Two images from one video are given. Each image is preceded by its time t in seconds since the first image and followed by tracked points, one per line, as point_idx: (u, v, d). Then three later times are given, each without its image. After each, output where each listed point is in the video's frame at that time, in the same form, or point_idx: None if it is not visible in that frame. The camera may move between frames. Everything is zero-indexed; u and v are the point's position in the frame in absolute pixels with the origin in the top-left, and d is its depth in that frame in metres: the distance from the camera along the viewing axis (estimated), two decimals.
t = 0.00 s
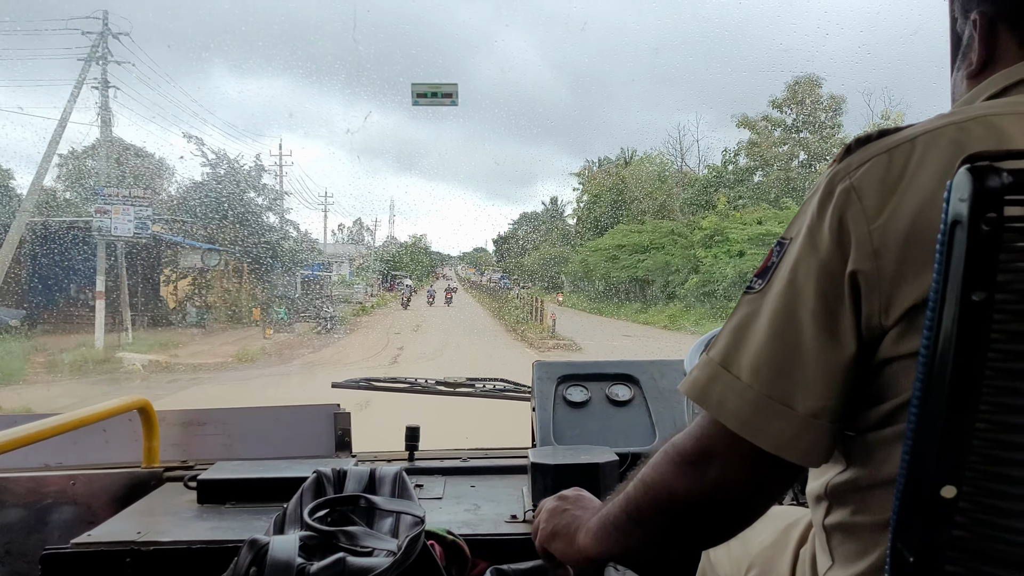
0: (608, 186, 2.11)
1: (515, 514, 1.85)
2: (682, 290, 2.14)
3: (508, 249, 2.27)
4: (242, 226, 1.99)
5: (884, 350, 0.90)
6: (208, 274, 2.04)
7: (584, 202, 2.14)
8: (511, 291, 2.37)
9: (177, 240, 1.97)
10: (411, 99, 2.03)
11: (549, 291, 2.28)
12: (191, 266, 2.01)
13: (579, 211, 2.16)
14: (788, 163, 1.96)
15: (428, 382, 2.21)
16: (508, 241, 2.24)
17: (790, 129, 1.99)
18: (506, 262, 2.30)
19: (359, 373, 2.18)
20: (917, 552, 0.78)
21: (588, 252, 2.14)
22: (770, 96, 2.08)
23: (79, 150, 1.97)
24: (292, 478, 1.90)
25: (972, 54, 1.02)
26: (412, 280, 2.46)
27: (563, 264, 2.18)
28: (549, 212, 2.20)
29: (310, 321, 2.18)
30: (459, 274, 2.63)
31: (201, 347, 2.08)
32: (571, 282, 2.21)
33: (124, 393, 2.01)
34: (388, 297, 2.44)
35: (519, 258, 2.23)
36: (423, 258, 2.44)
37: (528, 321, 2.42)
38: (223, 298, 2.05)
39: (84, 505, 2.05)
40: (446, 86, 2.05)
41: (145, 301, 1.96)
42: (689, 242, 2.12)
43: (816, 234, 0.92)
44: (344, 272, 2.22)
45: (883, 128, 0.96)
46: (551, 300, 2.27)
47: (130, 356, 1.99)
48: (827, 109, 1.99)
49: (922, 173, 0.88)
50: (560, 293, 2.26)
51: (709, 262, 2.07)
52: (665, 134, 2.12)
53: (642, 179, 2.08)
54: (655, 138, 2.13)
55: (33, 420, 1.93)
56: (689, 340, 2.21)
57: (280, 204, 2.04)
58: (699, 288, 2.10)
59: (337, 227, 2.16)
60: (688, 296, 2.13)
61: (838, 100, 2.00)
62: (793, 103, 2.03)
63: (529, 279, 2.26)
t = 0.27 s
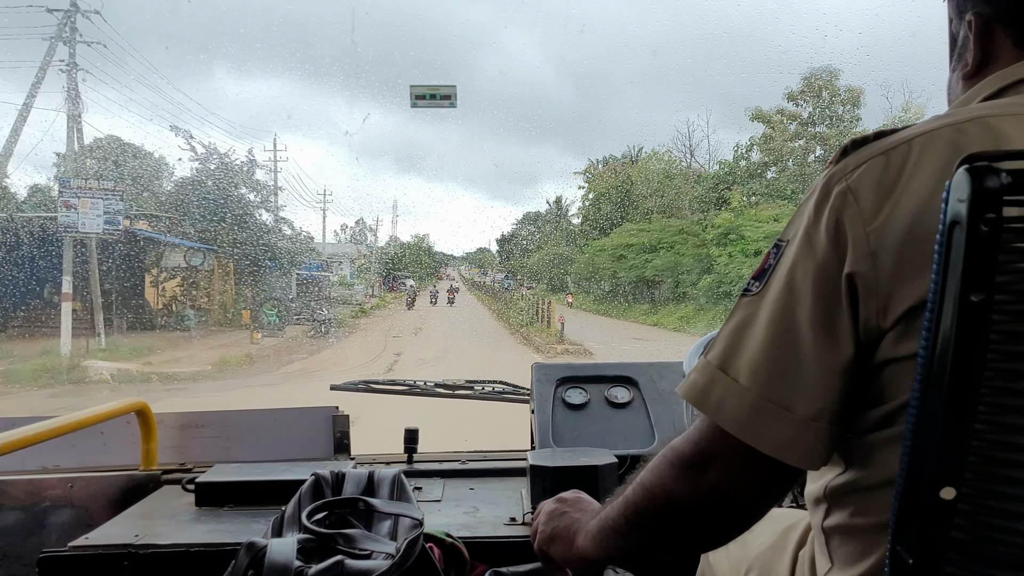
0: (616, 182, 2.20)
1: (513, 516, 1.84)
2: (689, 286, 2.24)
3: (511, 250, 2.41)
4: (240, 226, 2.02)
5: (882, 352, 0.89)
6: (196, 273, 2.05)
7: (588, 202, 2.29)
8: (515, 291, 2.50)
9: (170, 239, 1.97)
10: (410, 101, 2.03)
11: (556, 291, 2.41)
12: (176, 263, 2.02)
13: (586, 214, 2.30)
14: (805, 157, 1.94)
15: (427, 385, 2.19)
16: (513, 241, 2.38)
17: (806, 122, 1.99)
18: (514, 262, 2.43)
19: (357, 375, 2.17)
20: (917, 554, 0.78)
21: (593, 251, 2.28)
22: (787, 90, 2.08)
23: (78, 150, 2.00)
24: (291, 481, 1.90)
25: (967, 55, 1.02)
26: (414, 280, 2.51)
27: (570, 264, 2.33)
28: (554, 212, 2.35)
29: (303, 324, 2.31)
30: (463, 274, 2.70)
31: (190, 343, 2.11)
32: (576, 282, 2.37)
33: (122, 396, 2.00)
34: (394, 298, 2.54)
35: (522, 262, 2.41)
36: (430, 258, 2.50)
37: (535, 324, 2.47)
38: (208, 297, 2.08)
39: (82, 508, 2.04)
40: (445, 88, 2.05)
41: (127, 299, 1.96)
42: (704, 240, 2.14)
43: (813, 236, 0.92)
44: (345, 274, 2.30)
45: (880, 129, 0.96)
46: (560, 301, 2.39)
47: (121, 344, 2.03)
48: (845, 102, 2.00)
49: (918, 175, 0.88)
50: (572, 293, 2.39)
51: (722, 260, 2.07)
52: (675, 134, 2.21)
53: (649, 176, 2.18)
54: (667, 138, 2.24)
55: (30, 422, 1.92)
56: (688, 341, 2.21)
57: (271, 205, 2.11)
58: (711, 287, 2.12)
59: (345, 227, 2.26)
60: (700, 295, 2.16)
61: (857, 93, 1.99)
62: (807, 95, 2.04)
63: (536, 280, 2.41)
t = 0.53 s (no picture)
0: (624, 178, 2.17)
1: (513, 516, 1.84)
2: (700, 287, 2.18)
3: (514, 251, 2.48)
4: (228, 223, 2.00)
5: (884, 352, 0.90)
6: (179, 272, 2.03)
7: (594, 201, 2.21)
8: (517, 291, 2.58)
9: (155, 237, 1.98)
10: (409, 100, 2.03)
11: (561, 293, 2.44)
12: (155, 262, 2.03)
13: (592, 212, 2.22)
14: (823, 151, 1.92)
15: (427, 384, 2.20)
16: (516, 242, 2.45)
17: (824, 115, 1.97)
18: (518, 264, 2.49)
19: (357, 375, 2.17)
20: (920, 552, 0.78)
21: (601, 250, 2.19)
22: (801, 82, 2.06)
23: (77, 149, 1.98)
24: (291, 480, 1.89)
25: (966, 56, 1.02)
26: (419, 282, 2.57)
27: (576, 264, 2.29)
28: (559, 210, 2.29)
29: (293, 326, 2.17)
30: (467, 274, 2.81)
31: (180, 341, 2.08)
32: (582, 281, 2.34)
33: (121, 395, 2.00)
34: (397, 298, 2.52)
35: (525, 263, 2.45)
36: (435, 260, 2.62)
37: (542, 326, 2.54)
38: (187, 297, 2.04)
39: (81, 507, 2.04)
40: (445, 87, 2.05)
41: (105, 297, 1.94)
42: (717, 238, 2.11)
43: (815, 236, 0.92)
44: (346, 273, 2.26)
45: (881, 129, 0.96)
46: (568, 302, 2.43)
47: (122, 342, 2.03)
48: (864, 94, 2.01)
49: (920, 175, 0.88)
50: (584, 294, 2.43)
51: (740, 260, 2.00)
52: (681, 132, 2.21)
53: (657, 175, 2.14)
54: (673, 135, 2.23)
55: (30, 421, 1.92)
56: (688, 342, 2.21)
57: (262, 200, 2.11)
58: (727, 286, 2.05)
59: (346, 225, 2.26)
60: (715, 295, 2.09)
61: (878, 84, 2.01)
62: (826, 89, 2.00)
63: (539, 279, 2.42)
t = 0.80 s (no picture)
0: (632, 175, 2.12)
1: (511, 515, 1.84)
2: (716, 287, 2.05)
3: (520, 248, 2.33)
4: (211, 221, 1.97)
5: (880, 350, 0.90)
6: (156, 271, 2.01)
7: (598, 199, 2.18)
8: (524, 290, 2.37)
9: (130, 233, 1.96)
10: (406, 99, 2.03)
11: (569, 291, 2.27)
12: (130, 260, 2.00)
13: (598, 209, 2.17)
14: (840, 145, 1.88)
15: (423, 384, 2.21)
16: (520, 241, 2.32)
17: (841, 107, 1.95)
18: (522, 263, 2.33)
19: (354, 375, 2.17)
20: (914, 551, 0.78)
21: (605, 250, 2.14)
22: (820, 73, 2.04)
23: (75, 147, 1.97)
24: (288, 480, 1.89)
25: (968, 55, 1.03)
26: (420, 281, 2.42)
27: (582, 263, 2.21)
28: (561, 209, 2.25)
29: (289, 328, 2.17)
30: (471, 275, 2.55)
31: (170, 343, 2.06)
32: (587, 281, 2.22)
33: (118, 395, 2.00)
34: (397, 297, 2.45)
35: (532, 262, 2.29)
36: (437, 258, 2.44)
37: (550, 328, 2.36)
38: (165, 300, 2.01)
39: (79, 507, 2.04)
40: (441, 87, 2.05)
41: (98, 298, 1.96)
42: (732, 235, 2.02)
43: (813, 234, 0.92)
44: (346, 272, 2.25)
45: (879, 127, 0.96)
46: (578, 303, 2.26)
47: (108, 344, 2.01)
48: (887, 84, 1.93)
49: (917, 173, 0.88)
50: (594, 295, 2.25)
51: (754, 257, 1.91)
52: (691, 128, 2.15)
53: (665, 171, 2.09)
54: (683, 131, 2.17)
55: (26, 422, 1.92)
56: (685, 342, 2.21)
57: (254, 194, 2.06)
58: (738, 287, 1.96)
59: (348, 225, 2.24)
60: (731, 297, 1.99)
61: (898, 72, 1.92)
62: (844, 79, 1.98)
63: (546, 277, 2.27)
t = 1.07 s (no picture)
0: (637, 174, 2.17)
1: (510, 516, 1.84)
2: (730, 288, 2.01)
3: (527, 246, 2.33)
4: (202, 219, 1.97)
5: (884, 344, 0.89)
6: (129, 271, 1.98)
7: (604, 199, 2.20)
8: (531, 291, 2.45)
9: (106, 232, 1.93)
10: (404, 100, 2.03)
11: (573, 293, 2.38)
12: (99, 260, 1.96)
13: (605, 208, 2.20)
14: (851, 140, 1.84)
15: (422, 384, 2.20)
16: (525, 240, 2.31)
17: (863, 99, 1.93)
18: (527, 264, 2.35)
19: (353, 375, 2.17)
20: (915, 554, 0.78)
21: (614, 249, 2.21)
22: (840, 62, 2.02)
23: (73, 148, 1.98)
24: (287, 482, 1.89)
25: (968, 51, 1.02)
26: (427, 282, 2.47)
27: (588, 262, 2.28)
28: (566, 208, 2.25)
29: (274, 333, 2.17)
30: (474, 274, 2.66)
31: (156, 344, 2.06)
32: (592, 282, 2.33)
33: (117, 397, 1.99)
34: (400, 300, 2.44)
35: (539, 261, 2.30)
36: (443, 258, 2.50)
37: (558, 332, 2.41)
38: (143, 303, 2.01)
39: (78, 509, 2.04)
40: (440, 87, 2.05)
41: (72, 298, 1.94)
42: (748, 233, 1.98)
43: (815, 227, 0.91)
44: (347, 272, 2.27)
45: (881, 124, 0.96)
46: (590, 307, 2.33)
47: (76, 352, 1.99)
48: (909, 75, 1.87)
49: (919, 166, 0.88)
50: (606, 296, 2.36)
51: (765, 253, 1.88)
52: (702, 124, 2.18)
53: (671, 172, 2.14)
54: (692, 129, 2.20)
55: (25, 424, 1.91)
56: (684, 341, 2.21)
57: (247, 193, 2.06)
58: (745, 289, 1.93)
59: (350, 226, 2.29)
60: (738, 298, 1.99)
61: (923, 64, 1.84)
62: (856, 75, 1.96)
63: (553, 279, 2.35)
